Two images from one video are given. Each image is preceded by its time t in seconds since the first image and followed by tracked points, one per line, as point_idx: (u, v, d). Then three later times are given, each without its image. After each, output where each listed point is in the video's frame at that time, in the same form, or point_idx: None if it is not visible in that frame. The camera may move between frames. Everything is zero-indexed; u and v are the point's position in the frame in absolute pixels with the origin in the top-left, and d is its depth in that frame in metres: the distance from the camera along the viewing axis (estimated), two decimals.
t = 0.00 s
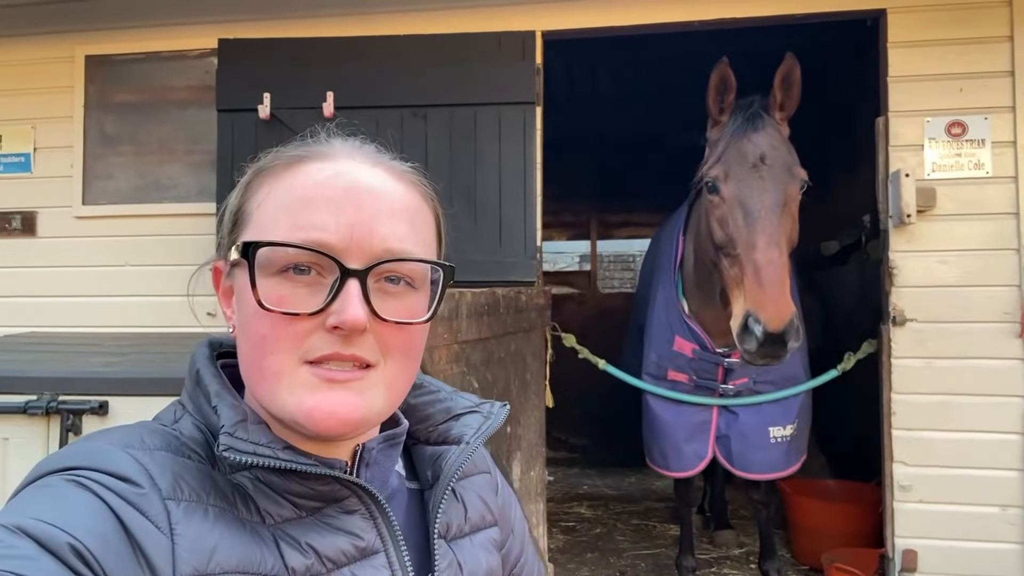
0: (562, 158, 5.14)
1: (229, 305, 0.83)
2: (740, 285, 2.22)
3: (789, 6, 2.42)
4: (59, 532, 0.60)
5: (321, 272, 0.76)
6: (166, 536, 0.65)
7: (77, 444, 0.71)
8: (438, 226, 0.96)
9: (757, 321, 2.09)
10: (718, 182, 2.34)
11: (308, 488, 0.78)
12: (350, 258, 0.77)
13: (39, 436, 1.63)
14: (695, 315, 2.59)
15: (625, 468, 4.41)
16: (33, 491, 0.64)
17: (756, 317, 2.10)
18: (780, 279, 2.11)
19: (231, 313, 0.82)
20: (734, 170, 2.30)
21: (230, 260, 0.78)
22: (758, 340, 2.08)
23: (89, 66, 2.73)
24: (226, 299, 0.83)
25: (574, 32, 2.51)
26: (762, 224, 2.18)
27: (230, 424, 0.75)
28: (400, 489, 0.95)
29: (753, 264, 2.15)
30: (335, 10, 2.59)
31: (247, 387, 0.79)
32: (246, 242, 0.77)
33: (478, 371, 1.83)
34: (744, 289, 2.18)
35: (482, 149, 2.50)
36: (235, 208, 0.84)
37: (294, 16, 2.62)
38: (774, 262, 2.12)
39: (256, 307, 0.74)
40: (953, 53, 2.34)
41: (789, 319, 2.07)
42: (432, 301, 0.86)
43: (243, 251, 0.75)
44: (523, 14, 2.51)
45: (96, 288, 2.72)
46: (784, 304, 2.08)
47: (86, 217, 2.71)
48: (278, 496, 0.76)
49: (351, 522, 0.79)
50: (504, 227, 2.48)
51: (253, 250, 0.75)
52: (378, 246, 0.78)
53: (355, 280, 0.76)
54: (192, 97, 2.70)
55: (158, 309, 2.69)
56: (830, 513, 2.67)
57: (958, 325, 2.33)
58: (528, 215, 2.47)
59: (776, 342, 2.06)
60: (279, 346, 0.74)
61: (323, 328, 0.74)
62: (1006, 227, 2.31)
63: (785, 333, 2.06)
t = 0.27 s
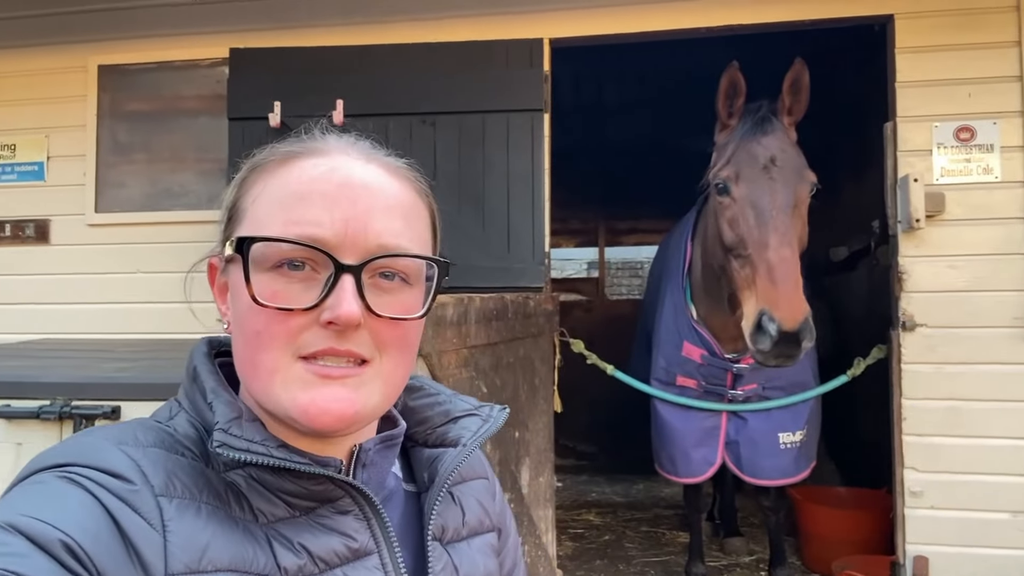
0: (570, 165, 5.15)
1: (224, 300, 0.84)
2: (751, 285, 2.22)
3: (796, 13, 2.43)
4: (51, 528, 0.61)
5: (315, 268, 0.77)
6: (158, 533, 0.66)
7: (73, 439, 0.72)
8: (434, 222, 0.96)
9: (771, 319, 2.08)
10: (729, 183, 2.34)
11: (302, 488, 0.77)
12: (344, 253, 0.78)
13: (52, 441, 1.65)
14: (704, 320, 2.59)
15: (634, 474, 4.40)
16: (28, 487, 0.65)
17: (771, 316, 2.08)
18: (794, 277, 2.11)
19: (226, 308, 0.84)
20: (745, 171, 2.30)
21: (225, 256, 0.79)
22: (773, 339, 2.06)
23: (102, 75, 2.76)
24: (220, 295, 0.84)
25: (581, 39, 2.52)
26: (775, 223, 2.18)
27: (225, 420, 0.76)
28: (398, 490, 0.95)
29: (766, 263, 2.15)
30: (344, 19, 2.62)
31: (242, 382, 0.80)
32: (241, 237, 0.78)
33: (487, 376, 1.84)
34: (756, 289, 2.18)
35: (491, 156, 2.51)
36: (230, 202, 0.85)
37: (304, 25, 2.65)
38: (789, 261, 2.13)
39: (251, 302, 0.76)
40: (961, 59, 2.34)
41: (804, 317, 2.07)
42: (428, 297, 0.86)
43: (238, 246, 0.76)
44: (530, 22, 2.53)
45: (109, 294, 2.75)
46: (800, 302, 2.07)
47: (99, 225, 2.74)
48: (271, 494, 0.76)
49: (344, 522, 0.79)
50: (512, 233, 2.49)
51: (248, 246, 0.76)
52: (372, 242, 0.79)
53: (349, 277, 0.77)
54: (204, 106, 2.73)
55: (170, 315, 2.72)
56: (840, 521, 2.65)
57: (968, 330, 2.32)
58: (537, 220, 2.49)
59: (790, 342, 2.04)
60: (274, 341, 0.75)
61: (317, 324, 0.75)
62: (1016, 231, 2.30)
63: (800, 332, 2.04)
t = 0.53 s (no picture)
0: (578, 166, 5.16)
1: (216, 298, 0.85)
2: (767, 280, 2.22)
3: (805, 14, 2.43)
4: (40, 523, 0.62)
5: (308, 264, 0.78)
6: (148, 530, 0.67)
7: (63, 434, 0.73)
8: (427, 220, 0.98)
9: (791, 311, 2.08)
10: (743, 179, 2.35)
11: (292, 486, 0.78)
12: (338, 250, 0.79)
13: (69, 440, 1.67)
14: (713, 321, 2.59)
15: (644, 475, 4.40)
16: (18, 482, 0.66)
17: (791, 309, 2.08)
18: (813, 270, 2.12)
19: (218, 306, 0.85)
20: (759, 168, 2.31)
21: (219, 253, 0.80)
22: (793, 331, 2.06)
23: (116, 79, 2.79)
24: (213, 293, 0.85)
25: (590, 42, 2.54)
26: (792, 218, 2.19)
27: (215, 418, 0.77)
28: (386, 491, 0.95)
29: (783, 255, 2.16)
30: (355, 22, 2.64)
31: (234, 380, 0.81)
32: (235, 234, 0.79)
33: (498, 376, 1.85)
34: (773, 283, 2.19)
35: (501, 157, 2.53)
36: (224, 199, 0.85)
37: (314, 29, 2.67)
38: (807, 254, 2.14)
39: (244, 298, 0.77)
40: (971, 59, 2.34)
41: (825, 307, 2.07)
42: (421, 293, 0.87)
43: (233, 243, 0.77)
44: (539, 25, 2.55)
45: (122, 296, 2.77)
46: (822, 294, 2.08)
47: (112, 227, 2.77)
48: (261, 492, 0.78)
49: (333, 522, 0.80)
50: (522, 234, 2.51)
51: (241, 242, 0.77)
52: (366, 239, 0.80)
53: (343, 273, 0.78)
54: (216, 109, 2.76)
55: (182, 316, 2.74)
56: (849, 521, 2.65)
57: (978, 330, 2.32)
58: (546, 222, 2.50)
59: (811, 334, 2.04)
60: (267, 337, 0.76)
61: (311, 320, 0.77)
62: None
63: (821, 325, 2.04)
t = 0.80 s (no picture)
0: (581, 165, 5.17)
1: (215, 296, 0.86)
2: (779, 272, 2.22)
3: (808, 13, 2.44)
4: (37, 520, 0.62)
5: (307, 264, 0.79)
6: (144, 529, 0.67)
7: (61, 431, 0.73)
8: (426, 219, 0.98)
9: (807, 302, 2.07)
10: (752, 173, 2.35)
11: (288, 487, 0.78)
12: (337, 250, 0.80)
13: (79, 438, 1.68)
14: (717, 319, 2.60)
15: (647, 473, 4.42)
16: (15, 478, 0.66)
17: (807, 299, 2.08)
18: (827, 262, 2.12)
19: (217, 304, 0.85)
20: (770, 163, 2.31)
21: (218, 251, 0.81)
22: (809, 322, 2.06)
23: (121, 79, 2.80)
24: (212, 290, 0.86)
25: (594, 41, 2.55)
26: (805, 212, 2.19)
27: (213, 417, 0.77)
28: (381, 492, 0.97)
29: (796, 247, 2.16)
30: (360, 22, 2.65)
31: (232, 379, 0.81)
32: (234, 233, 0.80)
33: (505, 374, 1.86)
34: (786, 276, 2.18)
35: (506, 156, 2.54)
36: (224, 197, 0.86)
37: (319, 28, 2.68)
38: (820, 246, 2.14)
39: (243, 298, 0.77)
40: (975, 58, 2.35)
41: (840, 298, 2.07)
42: (421, 295, 0.88)
43: (231, 242, 0.78)
44: (544, 24, 2.55)
45: (129, 295, 2.78)
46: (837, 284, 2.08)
47: (119, 226, 2.78)
48: (257, 492, 0.78)
49: (329, 524, 0.80)
50: (527, 233, 2.52)
51: (240, 241, 0.78)
52: (365, 240, 0.81)
53: (341, 274, 0.79)
54: (221, 108, 2.77)
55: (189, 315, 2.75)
56: (853, 518, 2.66)
57: (982, 327, 2.32)
58: (550, 221, 2.51)
59: (828, 324, 2.04)
60: (266, 337, 0.76)
61: (309, 320, 0.77)
62: None
63: (837, 315, 2.03)
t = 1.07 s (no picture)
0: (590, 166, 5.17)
1: (216, 297, 0.86)
2: (788, 275, 2.21)
3: (818, 12, 2.43)
4: (37, 522, 0.62)
5: (309, 265, 0.79)
6: (146, 531, 0.68)
7: (62, 433, 0.74)
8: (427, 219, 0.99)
9: (813, 306, 2.06)
10: (761, 176, 2.35)
11: (289, 490, 0.79)
12: (338, 251, 0.80)
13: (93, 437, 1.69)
14: (728, 319, 2.59)
15: (657, 474, 4.41)
16: (17, 480, 0.67)
17: (813, 303, 2.06)
18: (835, 265, 2.10)
19: (218, 305, 0.86)
20: (779, 165, 2.30)
21: (219, 253, 0.81)
22: (815, 325, 2.04)
23: (133, 81, 2.82)
24: (212, 292, 0.86)
25: (603, 41, 2.55)
26: (814, 215, 2.18)
27: (214, 418, 0.78)
28: (382, 494, 0.97)
29: (804, 250, 2.15)
30: (371, 23, 2.66)
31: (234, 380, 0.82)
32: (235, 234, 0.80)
33: (515, 374, 1.86)
34: (795, 279, 2.17)
35: (515, 157, 2.54)
36: (224, 198, 0.87)
37: (329, 30, 2.69)
38: (829, 248, 2.13)
39: (245, 299, 0.77)
40: (987, 57, 2.34)
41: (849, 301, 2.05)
42: (422, 295, 0.89)
43: (232, 242, 0.78)
44: (553, 25, 2.56)
45: (140, 295, 2.80)
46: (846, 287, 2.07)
47: (130, 228, 2.80)
48: (258, 495, 0.78)
49: (330, 527, 0.80)
50: (537, 233, 2.52)
51: (241, 242, 0.78)
52: (367, 241, 0.82)
53: (343, 274, 0.80)
54: (233, 110, 2.78)
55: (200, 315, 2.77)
56: (865, 519, 2.65)
57: (995, 328, 2.31)
58: (559, 221, 2.51)
59: (835, 328, 2.02)
60: (268, 339, 0.77)
61: (311, 322, 0.78)
62: None
63: (845, 319, 2.02)
